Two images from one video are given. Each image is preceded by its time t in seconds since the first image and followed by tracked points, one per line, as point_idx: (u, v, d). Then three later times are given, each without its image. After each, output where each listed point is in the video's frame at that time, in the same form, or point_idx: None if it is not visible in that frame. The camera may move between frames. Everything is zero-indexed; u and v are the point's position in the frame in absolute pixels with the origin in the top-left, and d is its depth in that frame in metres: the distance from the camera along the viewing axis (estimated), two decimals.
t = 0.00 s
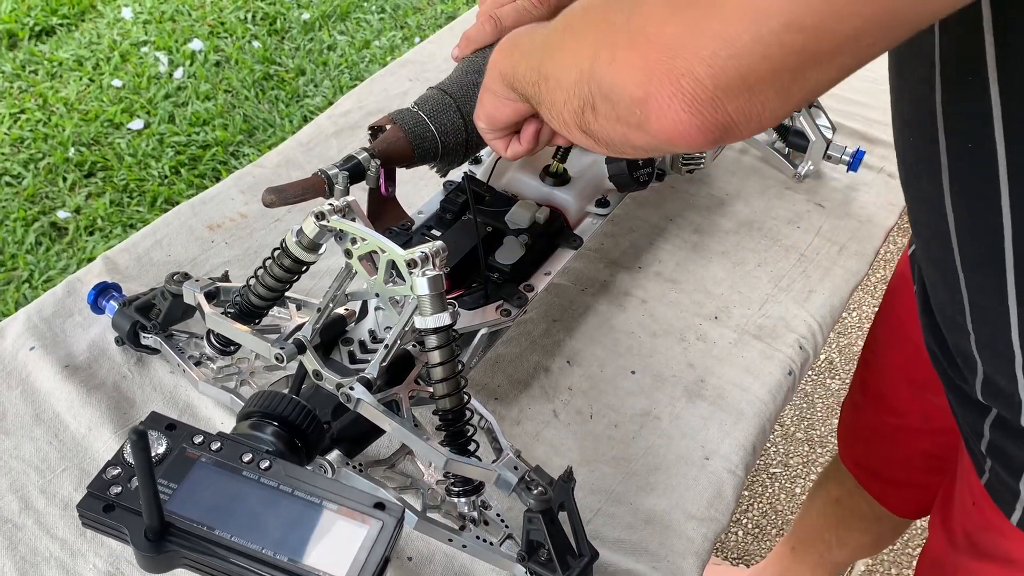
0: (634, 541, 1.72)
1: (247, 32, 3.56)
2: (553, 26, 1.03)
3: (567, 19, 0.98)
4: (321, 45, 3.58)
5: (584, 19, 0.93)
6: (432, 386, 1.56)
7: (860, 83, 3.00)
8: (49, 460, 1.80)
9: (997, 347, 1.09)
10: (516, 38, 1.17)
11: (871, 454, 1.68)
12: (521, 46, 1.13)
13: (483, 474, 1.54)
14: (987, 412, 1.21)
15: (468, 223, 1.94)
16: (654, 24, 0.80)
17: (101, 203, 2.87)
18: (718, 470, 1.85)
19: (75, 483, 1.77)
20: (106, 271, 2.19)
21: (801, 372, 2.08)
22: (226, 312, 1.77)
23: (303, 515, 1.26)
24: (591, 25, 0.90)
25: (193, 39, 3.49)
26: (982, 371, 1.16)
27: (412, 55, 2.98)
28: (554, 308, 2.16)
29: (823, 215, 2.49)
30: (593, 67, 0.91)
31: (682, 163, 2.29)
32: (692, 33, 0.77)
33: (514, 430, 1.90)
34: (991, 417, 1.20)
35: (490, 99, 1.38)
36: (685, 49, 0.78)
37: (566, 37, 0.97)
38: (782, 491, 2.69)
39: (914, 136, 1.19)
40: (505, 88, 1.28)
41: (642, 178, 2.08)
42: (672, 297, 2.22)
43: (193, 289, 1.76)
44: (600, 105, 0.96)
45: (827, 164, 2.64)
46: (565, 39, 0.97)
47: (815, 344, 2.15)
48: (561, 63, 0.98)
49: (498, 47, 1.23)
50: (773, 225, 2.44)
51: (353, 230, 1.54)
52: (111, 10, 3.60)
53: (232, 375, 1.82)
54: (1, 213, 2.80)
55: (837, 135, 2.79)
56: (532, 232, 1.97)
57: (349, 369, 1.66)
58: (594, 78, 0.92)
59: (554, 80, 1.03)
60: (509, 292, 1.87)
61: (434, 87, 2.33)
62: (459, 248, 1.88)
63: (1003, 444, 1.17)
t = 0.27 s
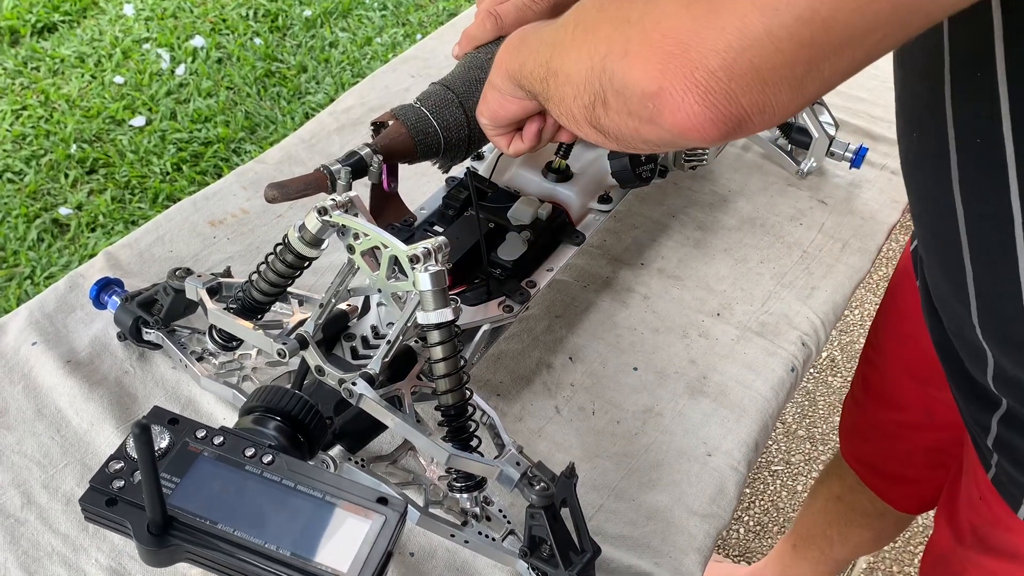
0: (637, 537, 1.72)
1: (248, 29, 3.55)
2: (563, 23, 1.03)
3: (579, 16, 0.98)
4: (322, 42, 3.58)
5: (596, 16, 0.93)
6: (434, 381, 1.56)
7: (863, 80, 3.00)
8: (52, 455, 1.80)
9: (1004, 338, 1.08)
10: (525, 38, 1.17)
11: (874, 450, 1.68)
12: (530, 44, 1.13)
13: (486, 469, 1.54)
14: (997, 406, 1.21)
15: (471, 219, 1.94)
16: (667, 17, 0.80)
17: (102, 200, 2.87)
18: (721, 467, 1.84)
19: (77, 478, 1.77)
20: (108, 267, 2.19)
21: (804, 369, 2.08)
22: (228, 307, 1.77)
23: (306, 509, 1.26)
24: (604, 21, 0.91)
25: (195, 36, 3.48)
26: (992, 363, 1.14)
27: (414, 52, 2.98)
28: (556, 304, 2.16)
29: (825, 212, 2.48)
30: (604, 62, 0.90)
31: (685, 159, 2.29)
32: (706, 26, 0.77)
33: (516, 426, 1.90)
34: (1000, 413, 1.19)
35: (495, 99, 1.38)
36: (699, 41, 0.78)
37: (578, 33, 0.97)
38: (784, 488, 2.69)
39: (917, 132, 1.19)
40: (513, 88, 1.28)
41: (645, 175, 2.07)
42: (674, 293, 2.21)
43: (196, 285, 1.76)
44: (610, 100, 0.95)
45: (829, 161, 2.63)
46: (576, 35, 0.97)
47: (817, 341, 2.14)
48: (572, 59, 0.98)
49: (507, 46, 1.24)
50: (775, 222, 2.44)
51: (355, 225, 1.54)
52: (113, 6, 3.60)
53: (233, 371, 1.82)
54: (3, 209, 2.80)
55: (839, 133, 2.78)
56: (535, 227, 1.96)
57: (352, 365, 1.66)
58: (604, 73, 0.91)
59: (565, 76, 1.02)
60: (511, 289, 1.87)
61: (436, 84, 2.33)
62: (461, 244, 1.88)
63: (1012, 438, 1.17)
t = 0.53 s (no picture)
0: (635, 535, 1.72)
1: (249, 27, 3.56)
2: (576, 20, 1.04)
3: (593, 13, 0.99)
4: (323, 40, 3.58)
5: (611, 13, 0.93)
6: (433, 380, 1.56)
7: (864, 79, 3.00)
8: (52, 452, 1.80)
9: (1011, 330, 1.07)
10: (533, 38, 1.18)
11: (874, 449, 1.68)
12: (539, 42, 1.13)
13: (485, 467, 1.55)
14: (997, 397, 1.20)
15: (471, 218, 1.94)
16: (686, 11, 0.81)
17: (103, 197, 2.87)
18: (719, 465, 1.85)
19: (77, 475, 1.77)
20: (108, 265, 2.19)
21: (803, 367, 2.08)
22: (228, 305, 1.77)
23: (305, 505, 1.26)
24: (619, 17, 0.91)
25: (195, 34, 3.49)
26: (1000, 352, 1.15)
27: (415, 50, 2.98)
28: (556, 303, 2.16)
29: (825, 212, 2.48)
30: (617, 55, 0.90)
31: (684, 160, 2.29)
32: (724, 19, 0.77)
33: (515, 424, 1.90)
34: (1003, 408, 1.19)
35: (495, 99, 1.38)
36: (716, 34, 0.78)
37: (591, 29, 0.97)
38: (783, 487, 2.69)
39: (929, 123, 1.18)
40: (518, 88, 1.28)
41: (644, 175, 2.07)
42: (673, 291, 2.22)
43: (196, 282, 1.76)
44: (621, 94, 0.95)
45: (829, 160, 2.63)
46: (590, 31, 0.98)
47: (816, 340, 2.15)
48: (583, 54, 0.98)
49: (512, 44, 1.24)
50: (775, 220, 2.44)
51: (355, 224, 1.54)
52: (114, 4, 3.60)
53: (233, 368, 1.82)
54: (4, 207, 2.80)
55: (839, 132, 2.79)
56: (535, 226, 1.97)
57: (351, 363, 1.66)
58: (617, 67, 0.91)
59: (575, 71, 1.02)
60: (511, 287, 1.87)
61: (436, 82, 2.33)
62: (462, 243, 1.88)
63: (1015, 427, 1.16)
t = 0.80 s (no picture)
0: (635, 531, 1.73)
1: (251, 27, 3.57)
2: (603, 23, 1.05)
3: (625, 8, 0.98)
4: (324, 41, 3.59)
5: (644, 8, 0.93)
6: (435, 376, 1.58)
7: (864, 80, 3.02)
8: (55, 447, 1.81)
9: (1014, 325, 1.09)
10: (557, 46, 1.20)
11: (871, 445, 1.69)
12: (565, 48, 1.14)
13: (486, 463, 1.55)
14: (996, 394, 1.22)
15: (473, 216, 1.96)
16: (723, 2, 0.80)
17: (105, 196, 2.88)
18: (719, 463, 1.86)
19: (81, 470, 1.79)
20: (112, 262, 2.20)
21: (801, 366, 2.09)
22: (232, 302, 1.78)
23: (309, 499, 1.27)
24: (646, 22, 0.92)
25: (197, 34, 3.50)
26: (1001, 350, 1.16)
27: (417, 50, 3.00)
28: (557, 301, 2.17)
29: (824, 212, 2.50)
30: (652, 50, 0.90)
31: (684, 160, 2.31)
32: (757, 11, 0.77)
33: (516, 421, 1.92)
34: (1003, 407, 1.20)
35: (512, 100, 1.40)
36: (755, 24, 0.77)
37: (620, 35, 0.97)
38: (782, 487, 2.70)
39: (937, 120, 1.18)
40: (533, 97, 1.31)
41: (645, 176, 2.08)
42: (673, 291, 2.23)
43: (200, 279, 1.77)
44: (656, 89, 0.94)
45: (829, 160, 2.65)
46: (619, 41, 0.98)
47: (815, 339, 2.16)
48: (613, 53, 0.98)
49: (534, 48, 1.27)
50: (775, 220, 2.46)
51: (358, 221, 1.56)
52: (116, 4, 3.62)
53: (236, 365, 1.83)
54: (6, 206, 2.82)
55: (839, 133, 2.80)
56: (536, 225, 1.98)
57: (353, 360, 1.68)
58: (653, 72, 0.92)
59: (607, 67, 1.02)
60: (512, 285, 1.89)
61: (438, 83, 2.34)
62: (463, 241, 1.90)
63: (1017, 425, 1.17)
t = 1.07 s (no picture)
0: (637, 527, 1.74)
1: (254, 27, 3.58)
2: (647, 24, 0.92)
3: None
4: (327, 41, 3.61)
5: None
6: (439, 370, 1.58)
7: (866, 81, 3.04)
8: (60, 440, 1.82)
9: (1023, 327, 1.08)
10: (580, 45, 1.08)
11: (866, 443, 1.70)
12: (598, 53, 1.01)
13: (490, 456, 1.56)
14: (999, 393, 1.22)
15: (477, 212, 1.97)
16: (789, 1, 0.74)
17: (107, 194, 2.89)
18: (721, 459, 1.86)
19: (85, 463, 1.79)
20: (117, 257, 2.21)
21: (804, 364, 2.10)
22: (237, 296, 1.79)
23: (314, 489, 1.28)
24: (742, 25, 0.78)
25: (200, 33, 3.51)
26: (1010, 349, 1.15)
27: (421, 49, 3.01)
28: (560, 298, 2.18)
29: (827, 211, 2.50)
30: (757, 71, 0.78)
31: (688, 157, 2.32)
32: (909, 12, 0.66)
33: (519, 416, 1.92)
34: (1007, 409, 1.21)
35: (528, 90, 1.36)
36: (893, 50, 0.67)
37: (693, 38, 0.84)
38: (783, 487, 2.70)
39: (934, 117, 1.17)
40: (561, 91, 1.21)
41: (649, 172, 2.09)
42: (676, 288, 2.24)
43: (205, 273, 1.78)
44: (759, 109, 0.81)
45: (832, 160, 2.66)
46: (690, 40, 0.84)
47: (818, 337, 2.17)
48: (688, 64, 0.84)
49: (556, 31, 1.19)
50: (778, 219, 2.46)
51: (363, 215, 1.56)
52: (119, 3, 3.63)
53: (241, 358, 1.85)
54: (9, 203, 2.82)
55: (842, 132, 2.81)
56: (540, 221, 1.99)
57: (358, 353, 1.68)
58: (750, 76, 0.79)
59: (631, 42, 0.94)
60: (516, 281, 1.89)
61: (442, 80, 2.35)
62: (468, 237, 1.90)
63: (1019, 421, 1.18)
